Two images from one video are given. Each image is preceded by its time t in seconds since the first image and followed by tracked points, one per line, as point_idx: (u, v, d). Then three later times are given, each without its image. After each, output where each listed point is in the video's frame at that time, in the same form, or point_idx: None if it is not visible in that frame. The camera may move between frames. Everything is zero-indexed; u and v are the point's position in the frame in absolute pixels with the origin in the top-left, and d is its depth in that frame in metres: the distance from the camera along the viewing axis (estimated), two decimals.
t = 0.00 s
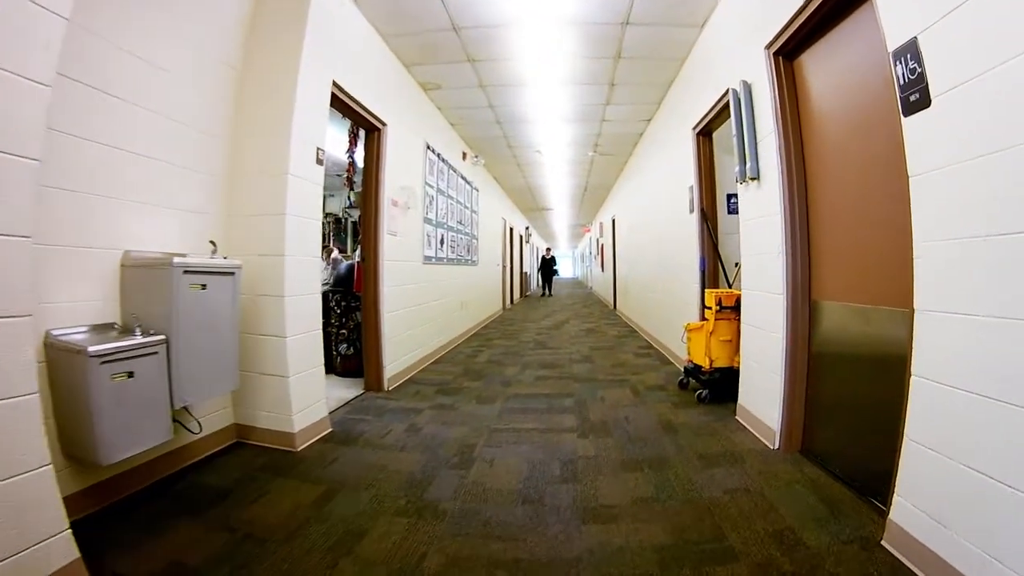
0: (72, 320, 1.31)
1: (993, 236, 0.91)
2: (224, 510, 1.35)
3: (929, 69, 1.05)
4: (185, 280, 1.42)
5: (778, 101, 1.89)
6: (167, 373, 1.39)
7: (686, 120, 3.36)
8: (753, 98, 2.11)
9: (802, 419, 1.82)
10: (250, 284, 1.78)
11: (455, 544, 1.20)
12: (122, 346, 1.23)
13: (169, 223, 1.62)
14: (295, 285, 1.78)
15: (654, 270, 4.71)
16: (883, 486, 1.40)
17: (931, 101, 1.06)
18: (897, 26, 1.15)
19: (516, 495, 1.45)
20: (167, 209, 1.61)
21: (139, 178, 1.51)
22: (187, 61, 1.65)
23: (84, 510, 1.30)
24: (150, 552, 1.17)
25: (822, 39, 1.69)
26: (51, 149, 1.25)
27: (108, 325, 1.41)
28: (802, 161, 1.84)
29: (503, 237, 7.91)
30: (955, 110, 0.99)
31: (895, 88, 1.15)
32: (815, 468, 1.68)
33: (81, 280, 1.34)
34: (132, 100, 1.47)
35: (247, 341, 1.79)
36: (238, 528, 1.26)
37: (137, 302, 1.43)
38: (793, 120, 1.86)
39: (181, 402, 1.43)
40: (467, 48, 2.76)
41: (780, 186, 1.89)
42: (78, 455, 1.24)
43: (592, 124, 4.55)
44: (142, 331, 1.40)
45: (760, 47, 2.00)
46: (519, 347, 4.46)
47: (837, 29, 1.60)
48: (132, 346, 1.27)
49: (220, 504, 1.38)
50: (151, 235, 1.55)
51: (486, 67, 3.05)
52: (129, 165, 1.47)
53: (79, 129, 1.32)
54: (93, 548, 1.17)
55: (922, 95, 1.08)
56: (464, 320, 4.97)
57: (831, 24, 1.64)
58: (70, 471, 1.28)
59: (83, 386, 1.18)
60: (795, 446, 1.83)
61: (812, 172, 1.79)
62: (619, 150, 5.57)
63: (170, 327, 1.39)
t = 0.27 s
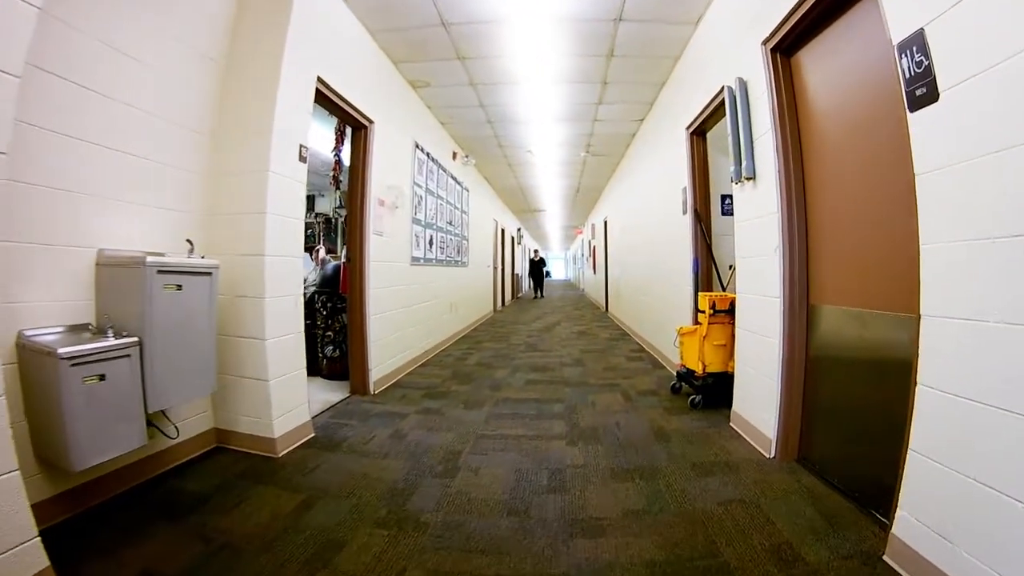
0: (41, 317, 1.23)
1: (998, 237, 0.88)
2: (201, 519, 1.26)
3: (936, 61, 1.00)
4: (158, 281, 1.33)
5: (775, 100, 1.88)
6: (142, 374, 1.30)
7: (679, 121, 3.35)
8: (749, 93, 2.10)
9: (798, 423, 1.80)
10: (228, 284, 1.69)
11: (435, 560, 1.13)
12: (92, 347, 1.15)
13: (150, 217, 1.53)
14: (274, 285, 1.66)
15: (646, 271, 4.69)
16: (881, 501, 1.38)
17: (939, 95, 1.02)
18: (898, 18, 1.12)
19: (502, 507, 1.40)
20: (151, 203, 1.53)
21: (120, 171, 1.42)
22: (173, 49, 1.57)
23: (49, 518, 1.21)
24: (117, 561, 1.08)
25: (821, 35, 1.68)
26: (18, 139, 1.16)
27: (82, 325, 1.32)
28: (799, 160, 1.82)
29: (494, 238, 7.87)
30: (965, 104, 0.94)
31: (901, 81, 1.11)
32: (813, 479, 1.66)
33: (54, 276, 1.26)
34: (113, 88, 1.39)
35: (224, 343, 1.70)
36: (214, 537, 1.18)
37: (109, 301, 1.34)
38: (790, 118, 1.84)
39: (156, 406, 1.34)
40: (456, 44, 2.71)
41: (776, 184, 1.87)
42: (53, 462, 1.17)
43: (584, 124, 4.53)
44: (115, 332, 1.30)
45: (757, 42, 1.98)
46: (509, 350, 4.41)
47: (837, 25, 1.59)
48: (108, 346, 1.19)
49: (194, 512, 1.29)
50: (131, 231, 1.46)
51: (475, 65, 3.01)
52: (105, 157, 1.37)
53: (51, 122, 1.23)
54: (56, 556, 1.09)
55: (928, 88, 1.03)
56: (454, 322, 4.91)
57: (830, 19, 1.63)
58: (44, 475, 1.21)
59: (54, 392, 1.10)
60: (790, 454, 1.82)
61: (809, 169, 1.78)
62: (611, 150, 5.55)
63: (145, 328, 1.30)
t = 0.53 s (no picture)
0: (22, 320, 1.18)
1: None
2: (183, 528, 1.22)
3: (951, 51, 1.01)
4: (140, 284, 1.28)
5: (779, 96, 1.84)
6: (122, 379, 1.26)
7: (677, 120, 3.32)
8: (752, 89, 2.06)
9: (804, 429, 1.77)
10: (213, 283, 1.64)
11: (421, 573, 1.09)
12: (69, 350, 1.11)
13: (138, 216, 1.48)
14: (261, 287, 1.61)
15: (645, 272, 4.67)
16: (894, 508, 1.35)
17: (954, 86, 1.02)
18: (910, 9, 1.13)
19: (495, 518, 1.36)
20: (137, 202, 1.48)
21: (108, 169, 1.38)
22: (162, 43, 1.52)
23: (26, 527, 1.16)
24: (93, 572, 1.04)
25: (826, 26, 1.64)
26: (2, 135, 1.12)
27: (61, 326, 1.27)
28: (804, 159, 1.79)
29: (491, 239, 7.83)
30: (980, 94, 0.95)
31: (913, 72, 1.12)
32: (821, 488, 1.63)
33: (34, 277, 1.21)
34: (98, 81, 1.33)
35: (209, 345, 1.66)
36: (195, 548, 1.14)
37: (90, 302, 1.29)
38: (795, 115, 1.81)
39: (138, 412, 1.29)
40: (450, 41, 2.67)
41: (781, 179, 1.84)
42: (31, 469, 1.12)
43: (582, 123, 4.51)
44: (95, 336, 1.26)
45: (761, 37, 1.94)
46: (506, 353, 4.37)
47: (843, 16, 1.55)
48: (87, 351, 1.15)
49: (177, 521, 1.25)
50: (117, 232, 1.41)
51: (469, 62, 2.97)
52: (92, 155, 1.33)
53: (36, 119, 1.19)
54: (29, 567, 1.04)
55: (943, 79, 1.04)
56: (450, 325, 4.88)
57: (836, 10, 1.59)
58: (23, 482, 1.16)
59: (27, 395, 1.06)
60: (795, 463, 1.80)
61: (815, 164, 1.74)
62: (609, 150, 5.53)
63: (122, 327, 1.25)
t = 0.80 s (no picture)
0: (13, 322, 1.17)
1: None
2: (176, 536, 1.20)
3: (975, 38, 0.97)
4: (131, 284, 1.26)
5: (792, 92, 1.79)
6: (113, 383, 1.24)
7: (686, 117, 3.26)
8: (764, 85, 2.01)
9: (820, 436, 1.72)
10: (209, 284, 1.61)
11: None
12: (53, 354, 1.08)
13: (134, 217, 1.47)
14: (260, 289, 1.59)
15: (654, 273, 4.59)
16: (914, 522, 1.30)
17: (980, 75, 0.98)
18: None
19: (498, 530, 1.36)
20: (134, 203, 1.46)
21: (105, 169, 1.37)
22: (161, 44, 1.52)
23: (17, 534, 1.15)
24: None
25: (842, 18, 1.59)
26: None
27: (49, 330, 1.25)
28: (819, 156, 1.73)
29: (499, 240, 7.81)
30: (1005, 87, 0.91)
31: (937, 61, 1.07)
32: (837, 497, 1.58)
33: (25, 278, 1.19)
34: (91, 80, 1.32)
35: (204, 349, 1.64)
36: (187, 558, 1.12)
37: (81, 304, 1.27)
38: (809, 111, 1.76)
39: (130, 417, 1.27)
40: (454, 37, 2.65)
41: (795, 177, 1.78)
42: (20, 472, 1.11)
43: (590, 121, 4.46)
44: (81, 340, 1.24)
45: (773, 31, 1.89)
46: (513, 355, 4.34)
47: (860, 7, 1.50)
48: (77, 351, 1.14)
49: (171, 528, 1.23)
50: (111, 232, 1.39)
51: (474, 59, 2.95)
52: (88, 155, 1.32)
53: (34, 120, 1.19)
54: None
55: (968, 68, 1.00)
56: (457, 327, 4.87)
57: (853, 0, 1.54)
58: (13, 487, 1.15)
59: (15, 396, 1.05)
60: (810, 470, 1.74)
61: (830, 161, 1.69)
62: (617, 149, 5.47)
63: (112, 330, 1.23)
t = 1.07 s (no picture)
0: (11, 323, 1.16)
1: None
2: (173, 543, 1.17)
3: (1006, 24, 0.89)
4: (128, 285, 1.24)
5: (812, 84, 1.71)
6: (110, 386, 1.22)
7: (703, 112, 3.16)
8: (783, 79, 1.93)
9: (841, 439, 1.64)
10: (211, 286, 1.60)
11: None
12: (46, 356, 1.07)
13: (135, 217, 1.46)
14: (263, 289, 1.57)
15: (669, 273, 4.50)
16: (942, 532, 1.23)
17: (1014, 63, 0.89)
18: None
19: (507, 541, 1.31)
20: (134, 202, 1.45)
21: (107, 169, 1.37)
22: (163, 44, 1.51)
23: (12, 538, 1.14)
24: None
25: (866, 7, 1.51)
26: None
27: (44, 330, 1.23)
28: (841, 149, 1.65)
29: (513, 240, 7.77)
30: None
31: (965, 49, 0.99)
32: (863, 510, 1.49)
33: (22, 278, 1.18)
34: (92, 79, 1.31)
35: (206, 350, 1.62)
36: (184, 566, 1.09)
37: (78, 305, 1.26)
38: (830, 103, 1.67)
39: (128, 421, 1.26)
40: (464, 34, 2.62)
41: (815, 175, 1.70)
42: (14, 476, 1.10)
43: (604, 120, 4.38)
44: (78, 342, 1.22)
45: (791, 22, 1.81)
46: (526, 356, 4.29)
47: None
48: (70, 354, 1.12)
49: (168, 536, 1.20)
50: (111, 231, 1.38)
51: (485, 56, 2.90)
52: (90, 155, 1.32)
53: (35, 119, 1.19)
54: None
55: (1000, 55, 0.91)
56: (470, 328, 4.84)
57: None
58: (7, 491, 1.13)
59: (7, 400, 1.03)
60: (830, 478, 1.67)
61: (853, 159, 1.61)
62: (631, 147, 5.37)
63: (108, 333, 1.21)
